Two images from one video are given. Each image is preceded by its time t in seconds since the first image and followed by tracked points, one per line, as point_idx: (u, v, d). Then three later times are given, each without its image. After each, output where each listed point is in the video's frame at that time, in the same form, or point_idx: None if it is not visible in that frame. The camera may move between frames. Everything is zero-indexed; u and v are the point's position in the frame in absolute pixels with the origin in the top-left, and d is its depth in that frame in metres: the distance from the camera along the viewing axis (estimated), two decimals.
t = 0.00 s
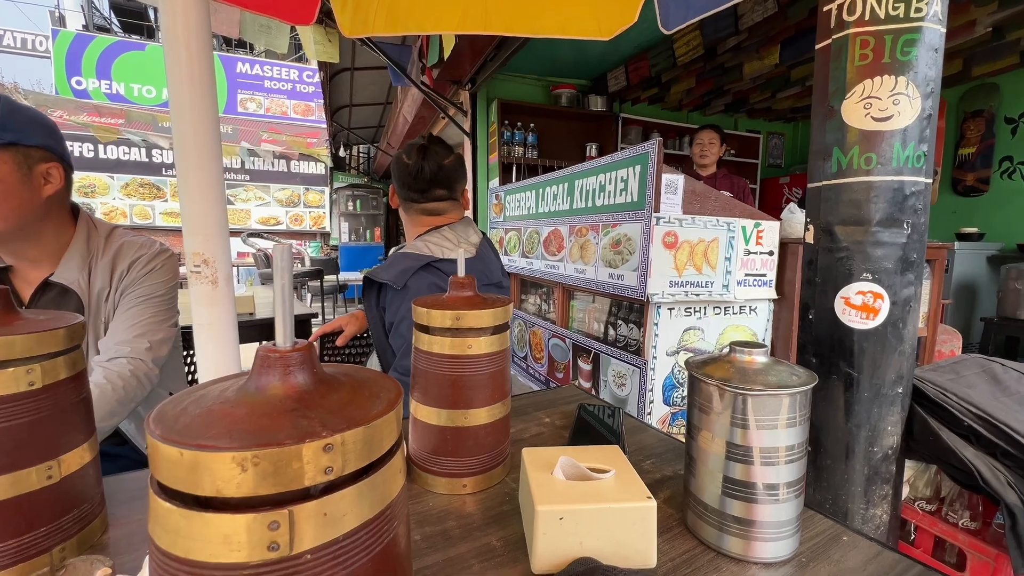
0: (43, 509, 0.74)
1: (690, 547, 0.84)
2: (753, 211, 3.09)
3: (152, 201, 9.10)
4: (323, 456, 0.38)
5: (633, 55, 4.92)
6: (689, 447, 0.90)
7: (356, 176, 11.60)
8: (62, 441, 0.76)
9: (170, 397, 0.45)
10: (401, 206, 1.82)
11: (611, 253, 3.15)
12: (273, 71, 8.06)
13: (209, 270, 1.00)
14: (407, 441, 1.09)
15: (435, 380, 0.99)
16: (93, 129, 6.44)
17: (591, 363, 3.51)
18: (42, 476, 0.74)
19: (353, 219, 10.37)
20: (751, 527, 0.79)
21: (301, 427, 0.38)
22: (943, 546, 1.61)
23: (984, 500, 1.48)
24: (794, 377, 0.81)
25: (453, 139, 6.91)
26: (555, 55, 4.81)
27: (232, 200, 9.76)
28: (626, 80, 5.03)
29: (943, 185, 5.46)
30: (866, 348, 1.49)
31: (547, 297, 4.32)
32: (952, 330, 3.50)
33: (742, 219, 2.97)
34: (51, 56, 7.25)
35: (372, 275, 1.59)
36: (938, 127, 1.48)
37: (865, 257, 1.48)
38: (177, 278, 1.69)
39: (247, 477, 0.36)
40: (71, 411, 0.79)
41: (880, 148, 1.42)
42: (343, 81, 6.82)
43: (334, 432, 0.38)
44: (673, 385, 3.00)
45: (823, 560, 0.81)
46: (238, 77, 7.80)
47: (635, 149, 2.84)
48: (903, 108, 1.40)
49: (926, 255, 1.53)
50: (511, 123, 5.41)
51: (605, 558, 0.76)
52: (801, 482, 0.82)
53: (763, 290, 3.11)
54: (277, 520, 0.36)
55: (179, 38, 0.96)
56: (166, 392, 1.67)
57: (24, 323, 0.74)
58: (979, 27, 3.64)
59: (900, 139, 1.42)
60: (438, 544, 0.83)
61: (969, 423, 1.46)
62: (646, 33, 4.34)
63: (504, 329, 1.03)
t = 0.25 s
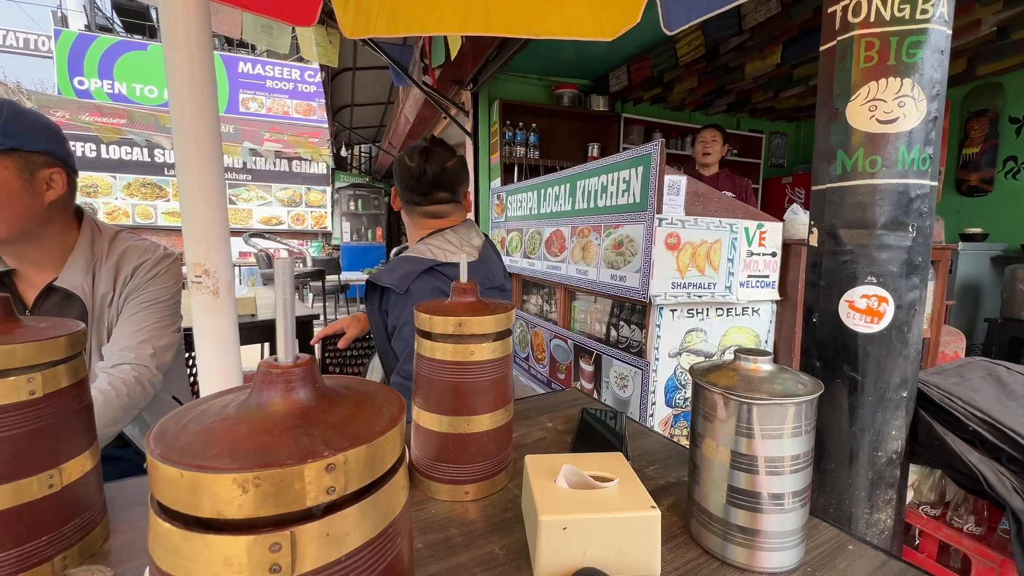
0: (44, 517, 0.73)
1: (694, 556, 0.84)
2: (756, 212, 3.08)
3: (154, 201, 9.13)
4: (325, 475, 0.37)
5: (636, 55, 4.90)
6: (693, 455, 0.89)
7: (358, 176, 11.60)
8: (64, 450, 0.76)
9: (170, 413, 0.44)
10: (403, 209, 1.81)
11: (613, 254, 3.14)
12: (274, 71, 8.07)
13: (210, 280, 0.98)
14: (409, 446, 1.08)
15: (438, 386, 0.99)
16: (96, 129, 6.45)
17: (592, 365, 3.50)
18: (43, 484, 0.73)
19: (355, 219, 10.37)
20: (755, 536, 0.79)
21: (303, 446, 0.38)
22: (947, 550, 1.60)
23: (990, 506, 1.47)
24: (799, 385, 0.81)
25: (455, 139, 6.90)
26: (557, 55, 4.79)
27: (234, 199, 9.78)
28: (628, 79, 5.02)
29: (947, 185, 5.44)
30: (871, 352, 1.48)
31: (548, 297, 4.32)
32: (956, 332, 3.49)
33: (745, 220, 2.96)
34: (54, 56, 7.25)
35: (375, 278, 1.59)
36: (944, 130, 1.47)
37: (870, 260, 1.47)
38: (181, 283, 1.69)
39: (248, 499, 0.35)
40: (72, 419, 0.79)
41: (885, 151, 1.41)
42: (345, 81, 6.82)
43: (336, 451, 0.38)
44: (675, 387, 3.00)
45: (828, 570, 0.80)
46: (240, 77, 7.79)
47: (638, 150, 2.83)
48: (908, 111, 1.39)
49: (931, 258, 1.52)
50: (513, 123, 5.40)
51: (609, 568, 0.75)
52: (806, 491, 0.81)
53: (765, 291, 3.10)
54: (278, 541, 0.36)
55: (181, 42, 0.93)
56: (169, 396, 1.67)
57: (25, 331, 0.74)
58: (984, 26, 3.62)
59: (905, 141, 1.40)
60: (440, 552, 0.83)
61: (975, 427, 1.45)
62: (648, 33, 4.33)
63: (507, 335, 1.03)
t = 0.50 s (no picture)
0: (52, 511, 0.74)
1: (697, 552, 0.84)
2: (760, 211, 3.07)
3: (158, 200, 9.15)
4: (333, 467, 0.38)
5: (639, 53, 4.89)
6: (697, 452, 0.89)
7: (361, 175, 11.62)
8: (71, 444, 0.77)
9: (179, 405, 0.44)
10: (406, 206, 1.81)
11: (616, 253, 3.14)
12: (278, 70, 8.02)
13: (217, 275, 0.98)
14: (413, 443, 1.09)
15: (442, 383, 0.99)
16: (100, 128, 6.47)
17: (595, 363, 3.50)
18: (51, 478, 0.74)
19: (357, 218, 10.38)
20: (759, 533, 0.79)
21: (311, 437, 0.38)
22: (951, 549, 1.60)
23: (995, 504, 1.46)
24: (804, 381, 0.81)
25: (457, 138, 6.91)
26: (560, 53, 4.79)
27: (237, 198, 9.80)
28: (631, 78, 5.01)
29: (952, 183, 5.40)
30: (875, 350, 1.47)
31: (551, 296, 4.31)
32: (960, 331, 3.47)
33: (748, 219, 2.95)
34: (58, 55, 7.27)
35: (379, 275, 1.60)
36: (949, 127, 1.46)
37: (874, 258, 1.46)
38: (186, 282, 1.70)
39: (257, 490, 0.36)
40: (79, 414, 0.79)
41: (890, 148, 1.41)
42: (348, 80, 6.83)
43: (344, 443, 0.38)
44: (678, 386, 2.99)
45: (832, 566, 0.80)
46: (243, 76, 7.76)
47: (641, 148, 2.83)
48: (914, 108, 1.38)
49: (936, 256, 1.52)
50: (516, 121, 5.40)
51: (613, 564, 0.75)
52: (810, 487, 0.81)
53: (769, 290, 3.09)
54: (287, 531, 0.36)
55: (188, 38, 0.94)
56: (174, 394, 1.67)
57: (33, 327, 0.75)
58: (989, 24, 3.60)
59: (911, 138, 1.40)
60: (444, 548, 0.83)
61: (980, 426, 1.44)
62: (651, 31, 4.32)
63: (511, 332, 1.03)
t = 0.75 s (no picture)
0: (53, 515, 0.75)
1: (697, 559, 0.83)
2: (763, 212, 3.06)
3: (163, 199, 9.20)
4: (328, 481, 0.38)
5: (642, 52, 4.87)
6: (698, 458, 0.88)
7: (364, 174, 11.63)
8: (72, 449, 0.77)
9: (175, 416, 0.44)
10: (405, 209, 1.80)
11: (618, 254, 3.13)
12: (281, 69, 8.06)
13: (216, 282, 0.98)
14: (413, 447, 1.09)
15: (442, 388, 0.99)
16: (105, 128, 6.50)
17: (597, 364, 3.50)
18: (53, 483, 0.75)
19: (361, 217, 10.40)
20: (759, 541, 0.78)
21: (307, 451, 0.38)
22: (955, 555, 1.59)
23: (999, 510, 1.46)
24: (805, 389, 0.80)
25: (460, 137, 6.91)
26: (563, 53, 4.78)
27: (240, 197, 9.83)
28: (634, 78, 4.99)
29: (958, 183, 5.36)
30: (878, 354, 1.46)
31: (553, 296, 4.31)
32: (966, 333, 3.44)
33: (752, 220, 2.94)
34: (64, 55, 7.31)
35: (387, 280, 1.59)
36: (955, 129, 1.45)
37: (877, 261, 1.45)
38: (188, 284, 1.70)
39: (253, 506, 0.36)
40: (81, 419, 0.80)
41: (895, 151, 1.40)
42: (351, 79, 6.83)
43: (338, 457, 0.38)
44: (680, 387, 2.99)
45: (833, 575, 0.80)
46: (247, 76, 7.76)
47: (644, 149, 2.82)
48: (918, 110, 1.37)
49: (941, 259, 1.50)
50: (519, 121, 5.39)
51: (612, 571, 0.75)
52: (811, 495, 0.80)
53: (772, 291, 3.08)
54: (281, 546, 0.36)
55: (187, 46, 0.94)
56: (178, 396, 1.69)
57: (35, 332, 0.75)
58: (997, 23, 3.56)
59: (915, 141, 1.39)
60: (444, 553, 0.83)
61: (984, 431, 1.44)
62: (655, 31, 4.30)
63: (511, 336, 1.03)
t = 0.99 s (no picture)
0: (69, 510, 0.76)
1: (701, 558, 0.84)
2: (768, 212, 3.05)
3: (169, 198, 9.25)
4: (343, 478, 0.39)
5: (647, 52, 4.87)
6: (702, 459, 0.89)
7: (369, 173, 11.66)
8: (88, 446, 0.79)
9: (193, 415, 0.46)
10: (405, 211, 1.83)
11: (623, 254, 3.14)
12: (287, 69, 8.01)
13: (229, 284, 0.99)
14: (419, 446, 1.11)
15: (448, 387, 1.00)
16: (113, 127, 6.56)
17: (601, 364, 3.51)
18: (70, 479, 0.76)
19: (366, 217, 10.43)
20: (763, 541, 0.79)
21: (322, 450, 0.39)
22: (959, 557, 1.59)
23: (1004, 512, 1.45)
24: (808, 390, 0.81)
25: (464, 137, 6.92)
26: (568, 52, 4.78)
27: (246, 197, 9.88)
28: (639, 77, 4.99)
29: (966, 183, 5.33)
30: (882, 355, 1.47)
31: (557, 296, 4.32)
32: (972, 334, 3.43)
33: (757, 220, 2.94)
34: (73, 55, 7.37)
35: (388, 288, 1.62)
36: (961, 130, 1.45)
37: (882, 263, 1.46)
38: (195, 284, 1.73)
39: (271, 503, 0.37)
40: (96, 417, 0.81)
41: (900, 152, 1.40)
42: (356, 79, 6.85)
43: (354, 455, 0.39)
44: (684, 387, 2.99)
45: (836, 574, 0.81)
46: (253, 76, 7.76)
47: (649, 149, 2.83)
48: (925, 111, 1.37)
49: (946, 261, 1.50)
50: (523, 121, 5.40)
51: (618, 570, 0.76)
52: (814, 496, 0.81)
53: (777, 292, 3.07)
54: (298, 541, 0.37)
55: (202, 52, 0.95)
56: (186, 394, 1.71)
57: (52, 332, 0.77)
58: (1005, 22, 3.54)
59: (921, 143, 1.39)
60: (450, 550, 0.85)
61: (989, 433, 1.42)
62: (660, 30, 4.30)
63: (517, 337, 1.04)
